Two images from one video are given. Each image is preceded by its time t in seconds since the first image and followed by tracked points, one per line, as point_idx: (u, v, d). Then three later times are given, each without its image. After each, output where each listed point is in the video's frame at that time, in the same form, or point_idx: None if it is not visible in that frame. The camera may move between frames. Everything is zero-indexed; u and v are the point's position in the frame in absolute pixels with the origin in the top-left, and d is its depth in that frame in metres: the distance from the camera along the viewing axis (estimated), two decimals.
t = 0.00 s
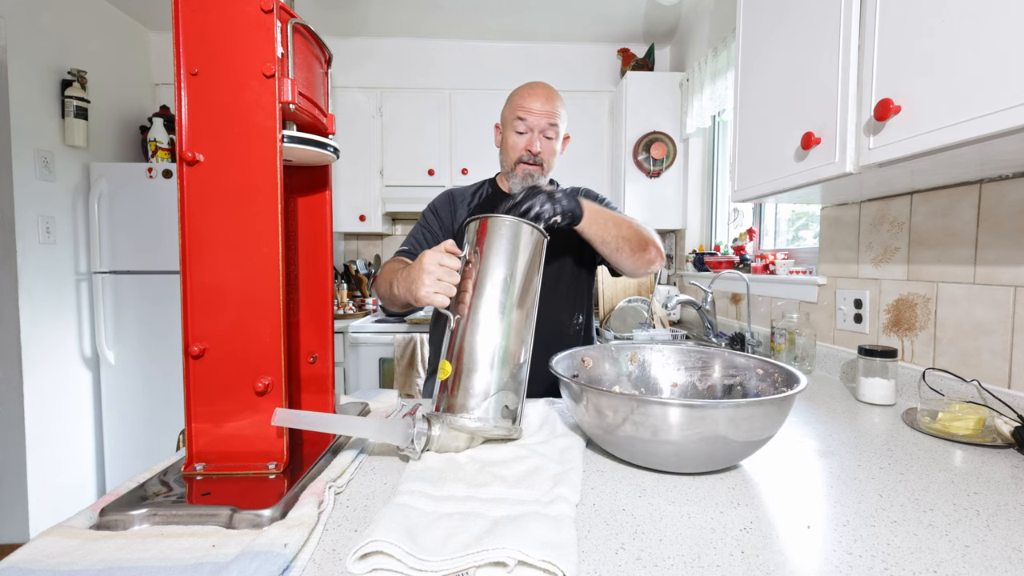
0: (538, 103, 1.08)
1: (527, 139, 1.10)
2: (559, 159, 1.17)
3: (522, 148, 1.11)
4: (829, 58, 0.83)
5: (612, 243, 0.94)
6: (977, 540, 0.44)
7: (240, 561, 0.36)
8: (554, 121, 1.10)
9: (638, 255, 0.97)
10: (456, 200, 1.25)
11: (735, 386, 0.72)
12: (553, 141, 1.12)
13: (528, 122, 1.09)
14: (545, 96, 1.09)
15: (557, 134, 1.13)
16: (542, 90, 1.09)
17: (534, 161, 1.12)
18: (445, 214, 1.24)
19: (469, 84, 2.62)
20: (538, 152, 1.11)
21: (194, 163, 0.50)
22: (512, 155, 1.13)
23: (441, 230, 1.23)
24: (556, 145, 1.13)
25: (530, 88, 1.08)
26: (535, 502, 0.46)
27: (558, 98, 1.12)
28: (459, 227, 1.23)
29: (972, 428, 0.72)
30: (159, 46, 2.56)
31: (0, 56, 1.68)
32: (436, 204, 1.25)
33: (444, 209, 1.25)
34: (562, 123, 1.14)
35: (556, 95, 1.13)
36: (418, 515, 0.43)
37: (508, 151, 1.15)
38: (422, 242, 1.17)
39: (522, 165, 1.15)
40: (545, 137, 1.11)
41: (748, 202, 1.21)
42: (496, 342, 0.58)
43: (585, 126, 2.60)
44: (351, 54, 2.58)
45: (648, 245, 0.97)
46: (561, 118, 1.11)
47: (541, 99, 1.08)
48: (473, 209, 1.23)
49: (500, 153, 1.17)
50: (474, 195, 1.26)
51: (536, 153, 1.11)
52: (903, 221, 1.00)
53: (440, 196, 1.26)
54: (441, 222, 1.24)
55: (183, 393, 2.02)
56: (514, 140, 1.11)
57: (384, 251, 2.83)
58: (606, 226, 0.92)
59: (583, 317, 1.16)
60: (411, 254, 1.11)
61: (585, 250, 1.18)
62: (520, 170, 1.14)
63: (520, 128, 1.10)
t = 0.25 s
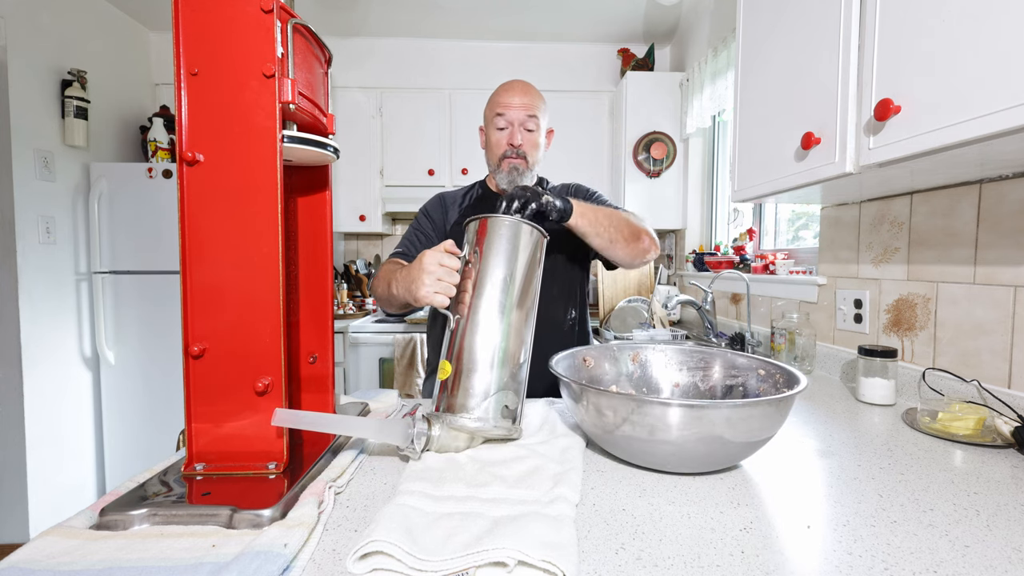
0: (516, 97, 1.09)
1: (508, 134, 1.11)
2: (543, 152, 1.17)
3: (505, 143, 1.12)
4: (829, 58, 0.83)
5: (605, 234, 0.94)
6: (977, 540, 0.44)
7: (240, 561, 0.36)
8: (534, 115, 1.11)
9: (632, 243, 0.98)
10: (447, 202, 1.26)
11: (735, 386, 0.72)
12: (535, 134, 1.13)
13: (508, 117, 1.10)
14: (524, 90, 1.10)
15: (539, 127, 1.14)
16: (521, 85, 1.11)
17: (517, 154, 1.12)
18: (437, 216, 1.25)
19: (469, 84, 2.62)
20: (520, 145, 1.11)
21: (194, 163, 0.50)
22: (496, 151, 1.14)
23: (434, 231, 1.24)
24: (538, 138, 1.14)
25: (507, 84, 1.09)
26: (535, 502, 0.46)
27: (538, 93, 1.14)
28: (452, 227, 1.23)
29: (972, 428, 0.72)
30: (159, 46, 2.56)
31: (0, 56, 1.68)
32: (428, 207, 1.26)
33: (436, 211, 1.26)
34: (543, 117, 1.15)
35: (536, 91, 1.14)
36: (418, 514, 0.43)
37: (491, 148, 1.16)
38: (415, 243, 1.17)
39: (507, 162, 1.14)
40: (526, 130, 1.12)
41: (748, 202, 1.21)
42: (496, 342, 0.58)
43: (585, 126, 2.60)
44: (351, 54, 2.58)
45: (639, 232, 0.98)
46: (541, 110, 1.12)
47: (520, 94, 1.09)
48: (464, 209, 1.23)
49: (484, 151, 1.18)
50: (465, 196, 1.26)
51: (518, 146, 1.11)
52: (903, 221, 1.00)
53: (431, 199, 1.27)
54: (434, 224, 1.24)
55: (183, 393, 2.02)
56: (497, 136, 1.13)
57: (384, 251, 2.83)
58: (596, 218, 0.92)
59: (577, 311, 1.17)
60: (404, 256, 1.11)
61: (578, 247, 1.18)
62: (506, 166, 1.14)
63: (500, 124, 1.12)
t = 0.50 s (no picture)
0: (505, 95, 1.09)
1: (499, 132, 1.11)
2: (535, 150, 1.17)
3: (497, 141, 1.12)
4: (829, 58, 0.83)
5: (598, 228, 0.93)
6: (977, 540, 0.44)
7: (240, 561, 0.36)
8: (524, 112, 1.11)
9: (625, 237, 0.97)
10: (441, 203, 1.26)
11: (734, 386, 0.72)
12: (527, 131, 1.13)
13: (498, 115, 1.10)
14: (513, 89, 1.10)
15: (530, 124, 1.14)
16: (510, 84, 1.11)
17: (509, 152, 1.12)
18: (431, 217, 1.25)
19: (469, 84, 2.62)
20: (512, 143, 1.11)
21: (194, 163, 0.50)
22: (488, 150, 1.14)
23: (429, 233, 1.23)
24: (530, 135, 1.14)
25: (496, 83, 1.10)
26: (535, 502, 0.46)
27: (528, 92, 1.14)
28: (447, 228, 1.23)
29: (972, 428, 0.72)
30: (159, 46, 2.56)
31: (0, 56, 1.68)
32: (422, 209, 1.25)
33: (430, 212, 1.26)
34: (534, 115, 1.15)
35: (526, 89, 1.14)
36: (418, 514, 0.43)
37: (483, 147, 1.16)
38: (410, 245, 1.16)
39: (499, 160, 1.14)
40: (517, 128, 1.12)
41: (748, 202, 1.21)
42: (496, 343, 0.58)
43: (585, 126, 2.60)
44: (351, 54, 2.58)
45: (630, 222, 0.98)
46: (531, 107, 1.12)
47: (509, 92, 1.09)
48: (459, 210, 1.24)
49: (476, 151, 1.18)
50: (459, 197, 1.27)
51: (510, 144, 1.11)
52: (903, 221, 1.00)
53: (425, 201, 1.27)
54: (428, 225, 1.24)
55: (183, 393, 2.02)
56: (488, 135, 1.12)
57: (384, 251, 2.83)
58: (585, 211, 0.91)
59: (573, 308, 1.17)
60: (400, 258, 1.11)
61: (573, 246, 1.18)
62: (499, 164, 1.13)
63: (491, 122, 1.11)
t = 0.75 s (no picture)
0: (503, 95, 1.10)
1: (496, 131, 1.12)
2: (532, 150, 1.18)
3: (494, 140, 1.12)
4: (829, 58, 0.83)
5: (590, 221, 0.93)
6: (977, 540, 0.44)
7: (240, 561, 0.36)
8: (520, 112, 1.13)
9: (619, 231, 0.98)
10: (437, 203, 1.25)
11: (734, 386, 0.72)
12: (523, 130, 1.14)
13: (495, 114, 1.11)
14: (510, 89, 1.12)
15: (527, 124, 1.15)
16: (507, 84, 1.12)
17: (506, 151, 1.13)
18: (426, 217, 1.24)
19: (469, 84, 2.62)
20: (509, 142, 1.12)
21: (194, 163, 0.50)
22: (485, 149, 1.15)
23: (424, 232, 1.23)
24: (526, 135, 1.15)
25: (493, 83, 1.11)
26: (535, 502, 0.46)
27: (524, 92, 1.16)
28: (442, 227, 1.22)
29: (972, 428, 0.72)
30: (159, 46, 2.56)
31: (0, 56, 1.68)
32: (417, 209, 1.25)
33: (425, 212, 1.25)
34: (530, 115, 1.17)
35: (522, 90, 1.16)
36: (418, 514, 0.43)
37: (479, 147, 1.17)
38: (405, 245, 1.16)
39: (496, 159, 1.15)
40: (514, 128, 1.13)
41: (748, 202, 1.21)
42: (495, 343, 0.58)
43: (585, 126, 2.60)
44: (351, 54, 2.58)
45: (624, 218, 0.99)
46: (527, 107, 1.14)
47: (507, 92, 1.11)
48: (454, 209, 1.23)
49: (472, 150, 1.18)
50: (455, 197, 1.26)
51: (507, 143, 1.12)
52: (903, 221, 1.00)
53: (420, 200, 1.26)
54: (424, 225, 1.23)
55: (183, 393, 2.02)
56: (485, 135, 1.13)
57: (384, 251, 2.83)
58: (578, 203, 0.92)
59: (571, 306, 1.17)
60: (394, 258, 1.11)
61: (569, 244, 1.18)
62: (496, 163, 1.14)
63: (489, 122, 1.12)
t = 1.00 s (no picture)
0: (500, 95, 1.11)
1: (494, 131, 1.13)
2: (529, 150, 1.19)
3: (492, 140, 1.13)
4: (829, 58, 0.83)
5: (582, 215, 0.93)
6: (977, 540, 0.44)
7: (240, 561, 0.36)
8: (517, 112, 1.14)
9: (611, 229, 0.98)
10: (434, 203, 1.25)
11: (734, 386, 0.72)
12: (521, 130, 1.15)
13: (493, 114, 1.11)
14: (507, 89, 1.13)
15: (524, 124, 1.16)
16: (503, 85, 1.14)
17: (505, 151, 1.13)
18: (424, 217, 1.23)
19: (469, 84, 2.62)
20: (507, 142, 1.13)
21: (194, 163, 0.50)
22: (482, 150, 1.15)
23: (422, 233, 1.22)
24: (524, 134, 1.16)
25: (489, 83, 1.12)
26: (535, 502, 0.46)
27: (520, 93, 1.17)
28: (440, 227, 1.22)
29: (972, 428, 0.72)
30: (159, 46, 2.56)
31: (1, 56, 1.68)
32: (415, 209, 1.24)
33: (423, 212, 1.24)
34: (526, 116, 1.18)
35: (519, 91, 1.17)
36: (418, 514, 0.43)
37: (477, 148, 1.17)
38: (403, 246, 1.16)
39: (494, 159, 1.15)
40: (511, 128, 1.14)
41: (748, 202, 1.21)
42: (496, 343, 0.58)
43: (585, 126, 2.60)
44: (351, 54, 2.58)
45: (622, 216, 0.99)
46: (524, 107, 1.15)
47: (505, 92, 1.12)
48: (452, 209, 1.23)
49: (469, 151, 1.18)
50: (452, 197, 1.26)
51: (506, 143, 1.13)
52: (903, 221, 1.00)
53: (417, 201, 1.25)
54: (421, 225, 1.23)
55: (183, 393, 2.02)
56: (483, 135, 1.14)
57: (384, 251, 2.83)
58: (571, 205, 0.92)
59: (569, 304, 1.17)
60: (391, 259, 1.11)
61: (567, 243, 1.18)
62: (494, 163, 1.14)
63: (486, 122, 1.13)
